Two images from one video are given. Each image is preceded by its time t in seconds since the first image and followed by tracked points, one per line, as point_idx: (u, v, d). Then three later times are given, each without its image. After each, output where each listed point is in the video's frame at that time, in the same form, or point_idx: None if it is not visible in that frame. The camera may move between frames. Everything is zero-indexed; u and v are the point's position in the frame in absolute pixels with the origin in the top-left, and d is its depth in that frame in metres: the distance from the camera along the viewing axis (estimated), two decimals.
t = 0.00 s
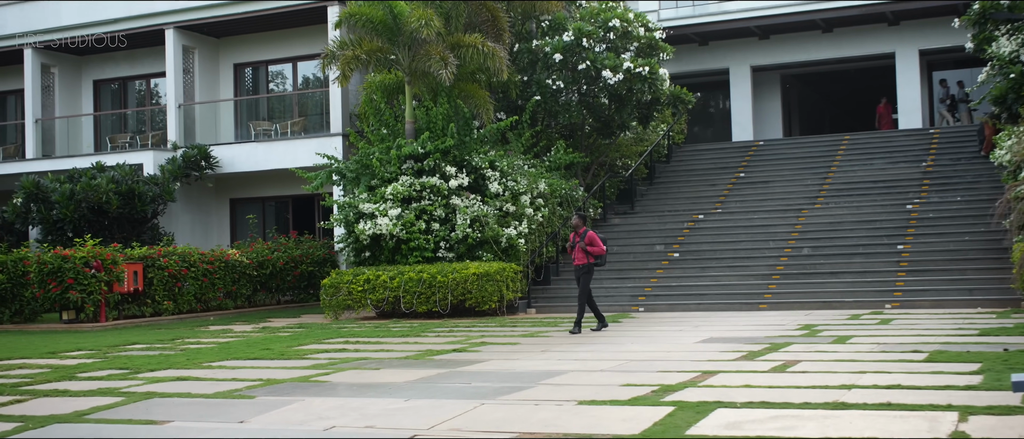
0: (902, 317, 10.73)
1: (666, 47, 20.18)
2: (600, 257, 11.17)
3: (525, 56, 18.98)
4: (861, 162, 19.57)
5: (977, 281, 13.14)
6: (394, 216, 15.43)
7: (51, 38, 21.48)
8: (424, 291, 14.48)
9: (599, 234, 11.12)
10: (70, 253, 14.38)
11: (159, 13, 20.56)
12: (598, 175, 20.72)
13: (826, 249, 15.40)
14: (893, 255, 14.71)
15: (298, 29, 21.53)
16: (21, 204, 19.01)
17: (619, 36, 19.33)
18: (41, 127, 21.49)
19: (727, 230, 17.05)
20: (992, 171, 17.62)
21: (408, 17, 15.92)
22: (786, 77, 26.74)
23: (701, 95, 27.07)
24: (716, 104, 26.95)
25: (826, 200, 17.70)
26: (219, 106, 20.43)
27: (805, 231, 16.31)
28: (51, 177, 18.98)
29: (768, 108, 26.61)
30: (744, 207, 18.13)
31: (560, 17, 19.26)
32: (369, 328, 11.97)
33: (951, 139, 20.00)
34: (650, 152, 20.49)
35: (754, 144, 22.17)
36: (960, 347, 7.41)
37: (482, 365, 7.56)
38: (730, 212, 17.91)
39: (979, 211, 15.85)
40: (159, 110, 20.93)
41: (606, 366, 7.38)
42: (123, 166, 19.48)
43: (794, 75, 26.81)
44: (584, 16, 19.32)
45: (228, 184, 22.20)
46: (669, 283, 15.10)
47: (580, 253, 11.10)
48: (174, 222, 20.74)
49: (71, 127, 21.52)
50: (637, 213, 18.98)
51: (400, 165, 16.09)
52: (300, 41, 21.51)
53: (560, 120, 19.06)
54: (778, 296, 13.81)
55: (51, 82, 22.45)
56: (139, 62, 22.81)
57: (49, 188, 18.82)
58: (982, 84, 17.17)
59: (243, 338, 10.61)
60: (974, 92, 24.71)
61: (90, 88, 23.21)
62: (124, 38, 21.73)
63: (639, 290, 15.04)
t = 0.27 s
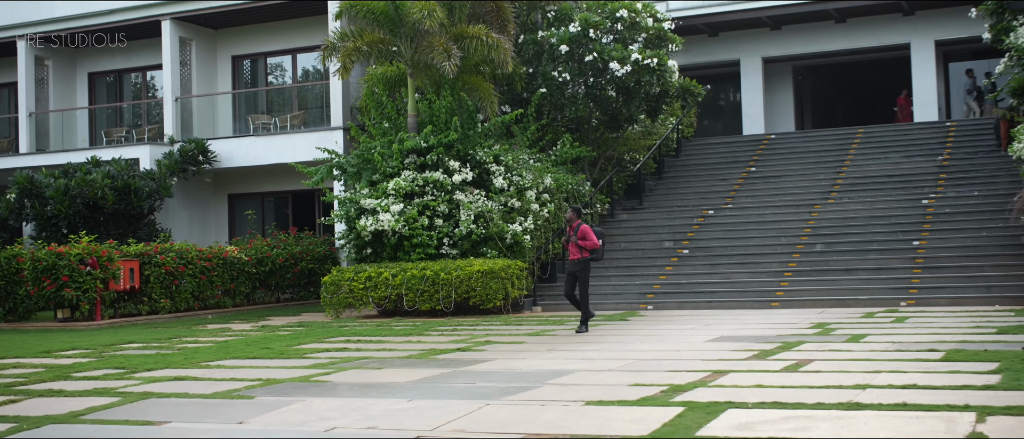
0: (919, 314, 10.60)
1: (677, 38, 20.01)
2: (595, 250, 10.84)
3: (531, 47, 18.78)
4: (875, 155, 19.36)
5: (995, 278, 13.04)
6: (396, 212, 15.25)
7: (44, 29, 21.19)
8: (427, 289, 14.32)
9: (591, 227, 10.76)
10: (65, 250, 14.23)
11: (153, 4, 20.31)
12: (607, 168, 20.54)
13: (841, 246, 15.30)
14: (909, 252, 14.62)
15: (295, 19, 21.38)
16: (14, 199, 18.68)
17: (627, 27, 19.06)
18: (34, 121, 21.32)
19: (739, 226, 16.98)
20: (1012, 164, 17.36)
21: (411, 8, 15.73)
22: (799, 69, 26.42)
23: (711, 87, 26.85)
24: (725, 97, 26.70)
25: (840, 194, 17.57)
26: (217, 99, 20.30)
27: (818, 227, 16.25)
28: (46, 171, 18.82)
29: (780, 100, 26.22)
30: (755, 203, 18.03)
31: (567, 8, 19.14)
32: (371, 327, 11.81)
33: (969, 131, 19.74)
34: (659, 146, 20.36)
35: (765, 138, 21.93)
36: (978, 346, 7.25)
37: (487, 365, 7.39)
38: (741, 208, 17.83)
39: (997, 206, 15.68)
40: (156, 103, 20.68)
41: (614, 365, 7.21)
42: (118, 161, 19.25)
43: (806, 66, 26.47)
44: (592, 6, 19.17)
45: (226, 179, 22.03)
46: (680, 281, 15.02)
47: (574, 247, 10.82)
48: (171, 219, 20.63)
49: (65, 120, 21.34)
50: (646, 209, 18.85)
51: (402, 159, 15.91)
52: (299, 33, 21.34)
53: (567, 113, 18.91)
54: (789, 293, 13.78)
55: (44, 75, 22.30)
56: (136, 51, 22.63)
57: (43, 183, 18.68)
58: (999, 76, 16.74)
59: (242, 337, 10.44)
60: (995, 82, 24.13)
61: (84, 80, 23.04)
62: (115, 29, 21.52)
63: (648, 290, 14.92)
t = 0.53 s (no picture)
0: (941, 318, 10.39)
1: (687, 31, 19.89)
2: (589, 254, 10.64)
3: (538, 42, 18.75)
4: (895, 152, 19.10)
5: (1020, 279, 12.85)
6: (399, 213, 15.01)
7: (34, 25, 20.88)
8: (431, 292, 14.15)
9: (583, 230, 10.60)
10: (58, 254, 14.03)
11: None
12: (617, 166, 20.42)
13: (859, 246, 15.12)
14: (932, 252, 14.45)
15: (294, 15, 21.15)
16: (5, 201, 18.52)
17: (636, 19, 18.99)
18: (25, 119, 21.13)
19: (754, 225, 16.82)
20: None
21: (413, 1, 15.46)
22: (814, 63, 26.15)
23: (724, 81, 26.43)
24: (739, 91, 26.31)
25: (859, 193, 17.36)
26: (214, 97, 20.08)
27: (836, 225, 16.06)
28: (37, 173, 18.62)
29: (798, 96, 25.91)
30: (770, 201, 17.85)
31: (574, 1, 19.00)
32: (373, 331, 11.60)
33: (991, 126, 19.45)
34: (671, 144, 20.15)
35: (779, 134, 21.63)
36: (1002, 350, 7.02)
37: (493, 370, 7.17)
38: (756, 207, 17.66)
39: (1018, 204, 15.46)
40: (149, 101, 20.53)
41: (625, 371, 7.00)
42: (112, 161, 19.06)
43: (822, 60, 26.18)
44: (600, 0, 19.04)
45: (222, 180, 21.83)
46: (692, 283, 14.84)
47: (567, 252, 10.67)
48: (166, 221, 20.45)
49: (57, 120, 21.07)
50: (657, 208, 18.70)
51: (405, 158, 15.70)
52: (299, 29, 21.10)
53: (574, 109, 18.57)
54: (806, 295, 13.66)
55: (35, 72, 22.07)
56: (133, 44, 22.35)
57: (34, 184, 18.47)
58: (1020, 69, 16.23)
59: (240, 343, 10.23)
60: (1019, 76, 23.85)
61: (77, 78, 22.83)
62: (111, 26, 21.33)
63: (660, 292, 14.69)
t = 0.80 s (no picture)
0: (961, 321, 10.23)
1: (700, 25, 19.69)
2: (580, 254, 10.39)
3: (545, 37, 18.48)
4: (914, 149, 18.88)
5: None
6: (403, 213, 14.83)
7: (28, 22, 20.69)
8: (436, 295, 13.94)
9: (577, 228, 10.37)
10: (53, 256, 13.87)
11: None
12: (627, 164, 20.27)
13: (876, 246, 14.95)
14: (952, 252, 14.28)
15: (295, 10, 20.95)
16: None
17: (646, 14, 18.83)
18: (18, 118, 20.94)
19: (770, 225, 16.68)
20: None
21: None
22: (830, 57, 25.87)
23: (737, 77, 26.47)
24: (752, 88, 26.37)
25: (876, 192, 17.16)
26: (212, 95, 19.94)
27: (852, 225, 15.88)
28: (31, 173, 18.46)
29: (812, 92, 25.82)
30: (785, 200, 17.67)
31: None
32: (376, 334, 11.42)
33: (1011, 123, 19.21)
34: (682, 141, 19.99)
35: (794, 131, 21.49)
36: None
37: (500, 374, 6.98)
38: (770, 206, 17.48)
39: None
40: (145, 99, 20.39)
41: (635, 375, 6.81)
42: (108, 161, 18.88)
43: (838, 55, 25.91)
44: None
45: (221, 180, 21.64)
46: (705, 284, 14.67)
47: (559, 249, 10.33)
48: (162, 220, 20.20)
49: (51, 118, 20.87)
50: (668, 208, 18.53)
51: (409, 157, 15.51)
52: (299, 24, 20.91)
53: (583, 106, 18.47)
54: (822, 297, 13.52)
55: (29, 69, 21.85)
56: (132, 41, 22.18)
57: (30, 185, 18.35)
58: None
59: (240, 348, 10.05)
60: None
61: (72, 75, 22.64)
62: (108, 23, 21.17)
63: (672, 294, 14.51)
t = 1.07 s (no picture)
0: (984, 322, 10.06)
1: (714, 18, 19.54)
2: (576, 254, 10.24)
3: (554, 31, 18.16)
4: (935, 144, 18.70)
5: None
6: (410, 211, 14.68)
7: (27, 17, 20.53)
8: (443, 296, 13.80)
9: (575, 228, 10.20)
10: (51, 256, 13.74)
11: None
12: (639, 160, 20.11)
13: (896, 245, 14.82)
14: (974, 251, 14.15)
15: (297, 4, 20.76)
16: None
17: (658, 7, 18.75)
18: (16, 115, 20.79)
19: (786, 223, 16.52)
20: None
21: None
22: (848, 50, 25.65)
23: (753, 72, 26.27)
24: (768, 82, 26.10)
25: (895, 188, 16.98)
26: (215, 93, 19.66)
27: (871, 223, 15.71)
28: (29, 171, 18.31)
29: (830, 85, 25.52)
30: (801, 197, 17.49)
31: None
32: (383, 336, 11.28)
33: None
34: (695, 137, 19.82)
35: (811, 127, 21.29)
36: None
37: (510, 377, 6.82)
38: (786, 204, 17.29)
39: None
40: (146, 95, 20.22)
41: (648, 377, 6.66)
42: (108, 158, 18.73)
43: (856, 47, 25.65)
44: None
45: (221, 178, 21.49)
46: (720, 284, 14.56)
47: (556, 249, 10.15)
48: (162, 219, 20.11)
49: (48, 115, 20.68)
50: (681, 205, 18.37)
51: (415, 154, 15.38)
52: (302, 18, 20.72)
53: (593, 101, 18.28)
54: (840, 296, 13.39)
55: (28, 65, 21.66)
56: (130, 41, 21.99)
57: (28, 183, 18.19)
58: None
59: (243, 350, 9.91)
60: None
61: (71, 70, 22.47)
62: (108, 17, 21.00)
63: (685, 294, 14.38)
